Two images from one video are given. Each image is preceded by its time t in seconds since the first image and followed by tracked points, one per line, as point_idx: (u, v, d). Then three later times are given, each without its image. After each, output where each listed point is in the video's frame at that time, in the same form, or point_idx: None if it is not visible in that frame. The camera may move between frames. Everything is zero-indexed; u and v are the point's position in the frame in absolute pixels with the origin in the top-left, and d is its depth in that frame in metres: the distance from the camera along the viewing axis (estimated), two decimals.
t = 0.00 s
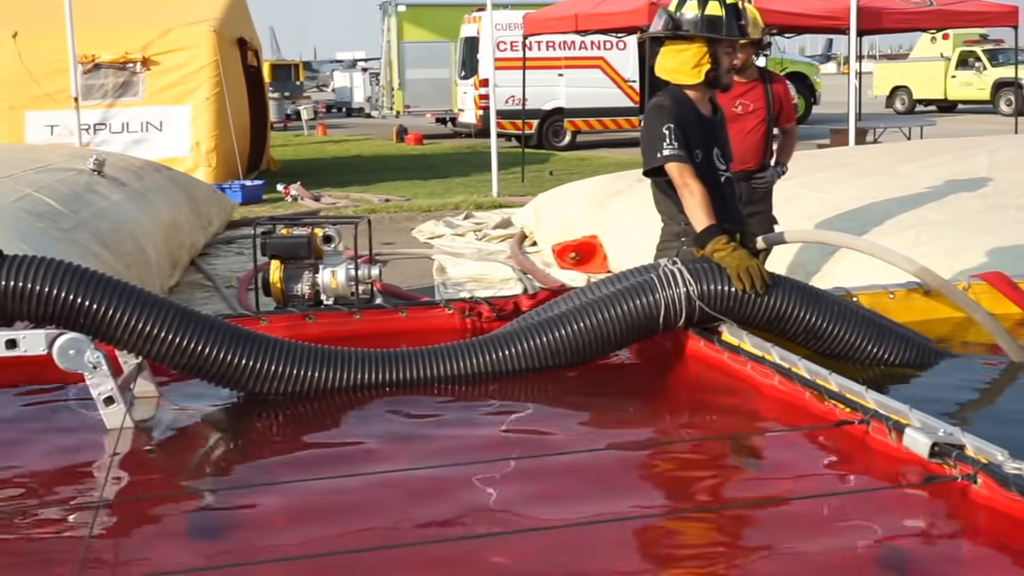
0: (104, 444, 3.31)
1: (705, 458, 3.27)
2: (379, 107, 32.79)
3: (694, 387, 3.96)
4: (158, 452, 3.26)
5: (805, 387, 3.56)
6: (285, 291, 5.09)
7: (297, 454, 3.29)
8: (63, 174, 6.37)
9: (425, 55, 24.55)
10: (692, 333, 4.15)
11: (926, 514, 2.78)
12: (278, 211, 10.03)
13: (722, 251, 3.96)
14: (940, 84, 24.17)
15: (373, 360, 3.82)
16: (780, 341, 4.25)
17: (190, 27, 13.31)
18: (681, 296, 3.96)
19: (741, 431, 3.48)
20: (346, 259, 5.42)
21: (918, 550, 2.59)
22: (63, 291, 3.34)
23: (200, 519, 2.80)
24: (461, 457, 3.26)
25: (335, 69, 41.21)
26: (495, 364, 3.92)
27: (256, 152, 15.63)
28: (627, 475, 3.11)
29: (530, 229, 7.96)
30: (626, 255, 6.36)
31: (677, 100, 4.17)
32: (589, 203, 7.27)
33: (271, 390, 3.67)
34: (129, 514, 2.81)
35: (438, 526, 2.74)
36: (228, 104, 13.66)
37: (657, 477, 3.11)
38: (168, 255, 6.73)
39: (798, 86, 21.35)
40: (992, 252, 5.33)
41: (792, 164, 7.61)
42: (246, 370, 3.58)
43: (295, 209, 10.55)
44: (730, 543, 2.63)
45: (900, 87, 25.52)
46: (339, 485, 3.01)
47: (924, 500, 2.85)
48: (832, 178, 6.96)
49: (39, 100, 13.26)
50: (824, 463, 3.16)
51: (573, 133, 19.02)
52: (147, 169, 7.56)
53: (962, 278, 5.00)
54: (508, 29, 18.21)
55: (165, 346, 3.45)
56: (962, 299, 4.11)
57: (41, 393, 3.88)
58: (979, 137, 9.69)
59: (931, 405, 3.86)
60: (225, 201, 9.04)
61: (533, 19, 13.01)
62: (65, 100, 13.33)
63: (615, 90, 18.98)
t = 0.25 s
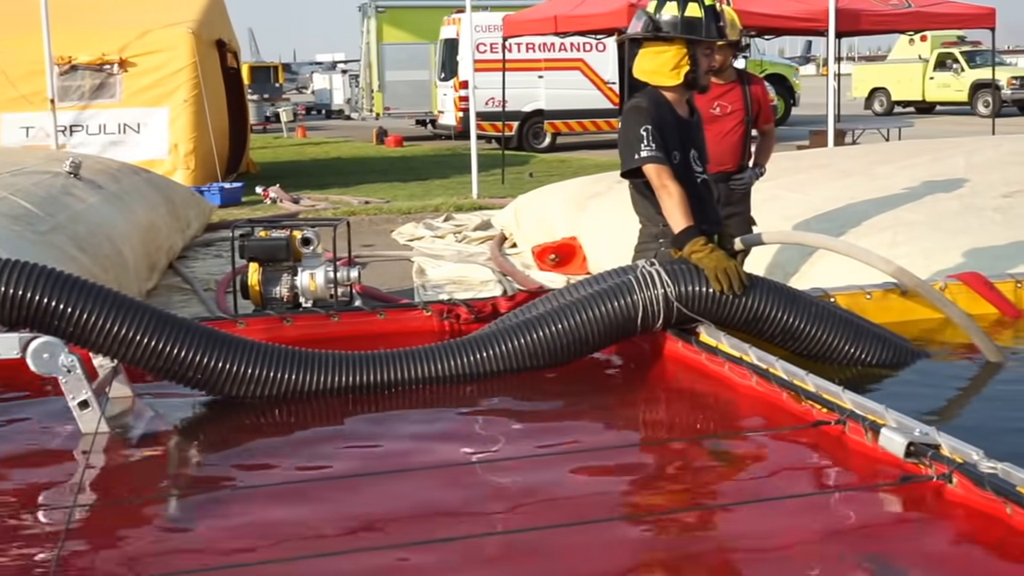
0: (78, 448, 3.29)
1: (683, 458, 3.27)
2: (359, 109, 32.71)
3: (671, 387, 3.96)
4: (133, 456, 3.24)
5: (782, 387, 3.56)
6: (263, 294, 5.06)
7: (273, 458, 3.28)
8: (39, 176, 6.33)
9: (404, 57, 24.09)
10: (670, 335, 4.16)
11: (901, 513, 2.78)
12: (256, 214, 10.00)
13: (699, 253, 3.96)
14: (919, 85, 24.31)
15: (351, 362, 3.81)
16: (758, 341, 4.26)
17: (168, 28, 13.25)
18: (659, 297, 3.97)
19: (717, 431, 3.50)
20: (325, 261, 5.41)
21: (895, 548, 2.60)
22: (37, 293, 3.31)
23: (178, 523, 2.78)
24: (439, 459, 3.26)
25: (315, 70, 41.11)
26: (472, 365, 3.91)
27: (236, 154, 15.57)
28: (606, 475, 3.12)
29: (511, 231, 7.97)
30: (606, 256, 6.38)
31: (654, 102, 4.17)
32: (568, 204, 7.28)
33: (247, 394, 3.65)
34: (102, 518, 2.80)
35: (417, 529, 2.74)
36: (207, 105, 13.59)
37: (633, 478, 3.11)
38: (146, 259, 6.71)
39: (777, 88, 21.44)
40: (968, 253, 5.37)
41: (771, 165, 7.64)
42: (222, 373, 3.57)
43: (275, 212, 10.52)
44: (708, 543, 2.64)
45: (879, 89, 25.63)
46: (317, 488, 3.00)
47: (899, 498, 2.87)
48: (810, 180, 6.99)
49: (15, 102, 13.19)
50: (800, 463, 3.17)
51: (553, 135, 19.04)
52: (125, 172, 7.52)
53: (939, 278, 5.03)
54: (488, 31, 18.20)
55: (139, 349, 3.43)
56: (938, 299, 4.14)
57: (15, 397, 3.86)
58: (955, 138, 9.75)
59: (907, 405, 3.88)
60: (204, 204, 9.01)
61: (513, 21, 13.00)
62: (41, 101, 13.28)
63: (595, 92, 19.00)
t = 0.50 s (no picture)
0: (53, 451, 3.26)
1: (662, 457, 3.28)
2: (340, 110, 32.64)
3: (650, 387, 3.97)
4: (110, 458, 3.23)
5: (760, 386, 3.57)
6: (242, 295, 5.09)
7: (252, 458, 3.27)
8: (16, 177, 6.29)
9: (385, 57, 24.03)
10: (649, 334, 4.16)
11: (878, 511, 2.80)
12: (236, 214, 9.95)
13: (678, 252, 3.97)
14: (898, 85, 24.43)
15: (329, 363, 3.80)
16: (737, 340, 4.27)
17: (147, 28, 13.19)
18: (638, 297, 3.97)
19: (695, 430, 3.50)
20: (305, 262, 5.39)
21: (872, 546, 2.62)
22: (11, 295, 3.29)
23: (155, 525, 2.77)
24: (417, 459, 3.26)
25: (295, 70, 40.97)
26: (451, 365, 3.90)
27: (216, 155, 15.51)
28: (585, 475, 3.12)
29: (492, 231, 7.97)
30: (587, 256, 6.38)
31: (632, 102, 4.17)
32: (549, 205, 7.28)
33: (225, 395, 3.64)
34: (78, 520, 2.78)
35: (396, 530, 2.73)
36: (186, 105, 13.52)
37: (612, 477, 3.11)
38: (124, 260, 6.67)
39: (757, 88, 21.52)
40: (946, 251, 5.40)
41: (750, 165, 7.66)
42: (198, 375, 3.56)
43: (255, 213, 10.48)
44: (687, 542, 2.64)
45: (859, 89, 25.74)
46: (296, 489, 2.99)
47: (875, 497, 2.88)
48: (790, 179, 7.01)
49: None
50: (778, 461, 3.18)
51: (534, 135, 19.05)
52: (103, 172, 7.47)
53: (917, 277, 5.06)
54: (469, 31, 18.17)
55: (116, 350, 3.42)
56: (916, 298, 4.16)
57: None
58: (933, 138, 9.80)
59: (886, 403, 3.90)
60: (183, 205, 8.97)
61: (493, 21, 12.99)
62: (18, 101, 13.16)
63: (576, 92, 19.01)
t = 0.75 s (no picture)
0: (29, 453, 3.24)
1: (644, 457, 3.28)
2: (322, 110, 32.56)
3: (630, 386, 3.97)
4: (87, 460, 3.22)
5: (739, 385, 3.57)
6: (223, 296, 5.05)
7: (230, 459, 3.26)
8: None
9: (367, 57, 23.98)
10: (629, 333, 4.17)
11: (855, 510, 2.81)
12: (217, 214, 9.92)
13: (658, 251, 3.97)
14: (879, 85, 24.51)
15: (309, 363, 3.79)
16: (717, 339, 4.27)
17: (126, 28, 13.18)
18: (618, 296, 3.97)
19: (675, 430, 3.50)
20: (286, 263, 5.37)
21: (850, 544, 2.63)
22: None
23: (132, 528, 2.76)
24: (397, 460, 3.25)
25: (277, 70, 40.84)
26: (431, 365, 3.90)
27: (197, 155, 15.45)
28: (566, 475, 3.12)
29: (474, 231, 7.96)
30: (569, 257, 6.38)
31: (613, 101, 4.17)
32: (531, 205, 7.28)
33: (204, 396, 3.63)
34: (55, 523, 2.77)
35: (376, 530, 2.73)
36: (167, 105, 13.47)
37: (591, 477, 3.12)
38: (103, 260, 6.65)
39: (740, 88, 21.57)
40: (926, 250, 5.42)
41: (732, 164, 7.68)
42: (177, 376, 3.55)
43: (237, 213, 10.44)
44: (666, 542, 2.65)
45: (840, 89, 25.81)
46: (274, 491, 2.98)
47: (854, 495, 2.88)
48: (771, 178, 7.03)
49: None
50: (756, 460, 3.19)
51: (517, 135, 19.05)
52: (81, 173, 7.43)
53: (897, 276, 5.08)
54: (451, 30, 18.12)
55: (93, 352, 3.42)
56: (895, 297, 4.17)
57: None
58: (914, 137, 9.84)
59: (866, 402, 3.91)
60: (163, 206, 8.93)
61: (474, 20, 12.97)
62: None
63: (559, 92, 18.98)
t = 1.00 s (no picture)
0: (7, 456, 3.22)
1: (624, 458, 3.29)
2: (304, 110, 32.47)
3: (612, 386, 3.98)
4: (66, 463, 3.20)
5: (720, 385, 3.58)
6: (205, 296, 5.06)
7: (211, 462, 3.26)
8: None
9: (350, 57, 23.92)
10: (611, 333, 4.17)
11: (835, 509, 2.82)
12: (198, 215, 9.88)
13: (639, 251, 3.97)
14: (861, 85, 24.62)
15: (290, 364, 3.78)
16: (699, 339, 4.29)
17: (106, 28, 13.10)
18: (600, 296, 3.98)
19: (656, 429, 3.51)
20: (267, 263, 5.38)
21: (829, 544, 2.64)
22: None
23: (113, 531, 2.76)
24: (378, 462, 3.25)
25: (259, 70, 40.67)
26: (412, 366, 3.90)
27: (179, 155, 15.38)
28: (547, 476, 3.13)
29: (457, 231, 7.96)
30: (552, 256, 6.39)
31: (594, 101, 4.16)
32: (514, 204, 7.29)
33: (185, 398, 3.62)
34: (34, 527, 2.77)
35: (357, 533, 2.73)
36: (148, 105, 13.39)
37: (572, 477, 3.13)
38: (84, 261, 6.62)
39: (723, 87, 21.63)
40: (907, 249, 5.45)
41: (714, 164, 7.70)
42: (156, 377, 3.55)
43: (219, 214, 10.41)
44: (646, 543, 2.66)
45: (822, 88, 25.91)
46: (256, 493, 2.98)
47: (834, 494, 2.89)
48: (753, 178, 7.05)
49: None
50: (737, 460, 3.20)
51: (500, 135, 19.05)
52: (62, 173, 7.38)
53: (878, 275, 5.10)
54: (434, 30, 18.07)
55: (73, 354, 3.40)
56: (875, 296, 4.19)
57: None
58: (894, 137, 9.88)
59: (846, 401, 3.92)
60: (144, 206, 8.89)
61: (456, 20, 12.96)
62: None
63: (542, 92, 19.01)
